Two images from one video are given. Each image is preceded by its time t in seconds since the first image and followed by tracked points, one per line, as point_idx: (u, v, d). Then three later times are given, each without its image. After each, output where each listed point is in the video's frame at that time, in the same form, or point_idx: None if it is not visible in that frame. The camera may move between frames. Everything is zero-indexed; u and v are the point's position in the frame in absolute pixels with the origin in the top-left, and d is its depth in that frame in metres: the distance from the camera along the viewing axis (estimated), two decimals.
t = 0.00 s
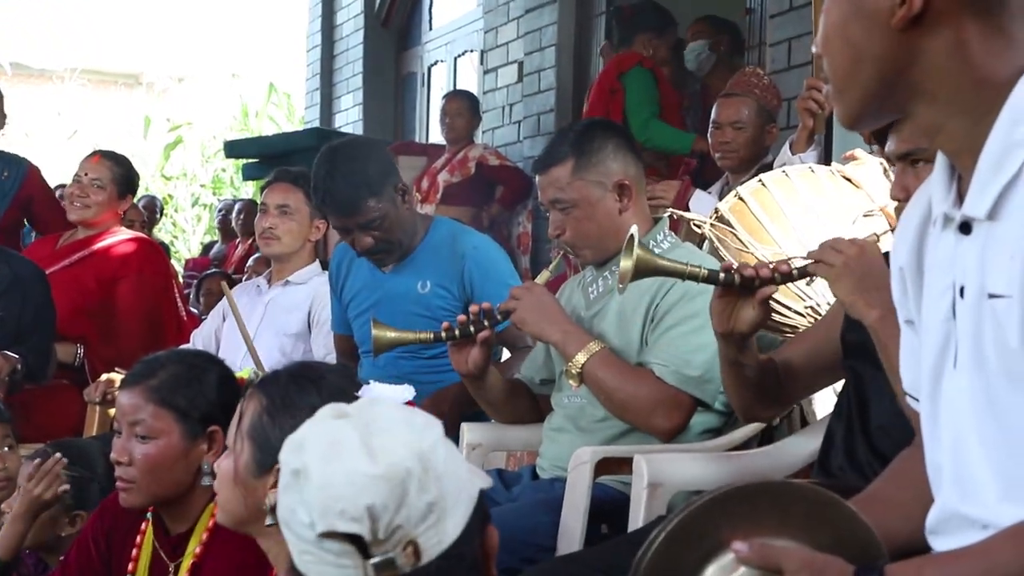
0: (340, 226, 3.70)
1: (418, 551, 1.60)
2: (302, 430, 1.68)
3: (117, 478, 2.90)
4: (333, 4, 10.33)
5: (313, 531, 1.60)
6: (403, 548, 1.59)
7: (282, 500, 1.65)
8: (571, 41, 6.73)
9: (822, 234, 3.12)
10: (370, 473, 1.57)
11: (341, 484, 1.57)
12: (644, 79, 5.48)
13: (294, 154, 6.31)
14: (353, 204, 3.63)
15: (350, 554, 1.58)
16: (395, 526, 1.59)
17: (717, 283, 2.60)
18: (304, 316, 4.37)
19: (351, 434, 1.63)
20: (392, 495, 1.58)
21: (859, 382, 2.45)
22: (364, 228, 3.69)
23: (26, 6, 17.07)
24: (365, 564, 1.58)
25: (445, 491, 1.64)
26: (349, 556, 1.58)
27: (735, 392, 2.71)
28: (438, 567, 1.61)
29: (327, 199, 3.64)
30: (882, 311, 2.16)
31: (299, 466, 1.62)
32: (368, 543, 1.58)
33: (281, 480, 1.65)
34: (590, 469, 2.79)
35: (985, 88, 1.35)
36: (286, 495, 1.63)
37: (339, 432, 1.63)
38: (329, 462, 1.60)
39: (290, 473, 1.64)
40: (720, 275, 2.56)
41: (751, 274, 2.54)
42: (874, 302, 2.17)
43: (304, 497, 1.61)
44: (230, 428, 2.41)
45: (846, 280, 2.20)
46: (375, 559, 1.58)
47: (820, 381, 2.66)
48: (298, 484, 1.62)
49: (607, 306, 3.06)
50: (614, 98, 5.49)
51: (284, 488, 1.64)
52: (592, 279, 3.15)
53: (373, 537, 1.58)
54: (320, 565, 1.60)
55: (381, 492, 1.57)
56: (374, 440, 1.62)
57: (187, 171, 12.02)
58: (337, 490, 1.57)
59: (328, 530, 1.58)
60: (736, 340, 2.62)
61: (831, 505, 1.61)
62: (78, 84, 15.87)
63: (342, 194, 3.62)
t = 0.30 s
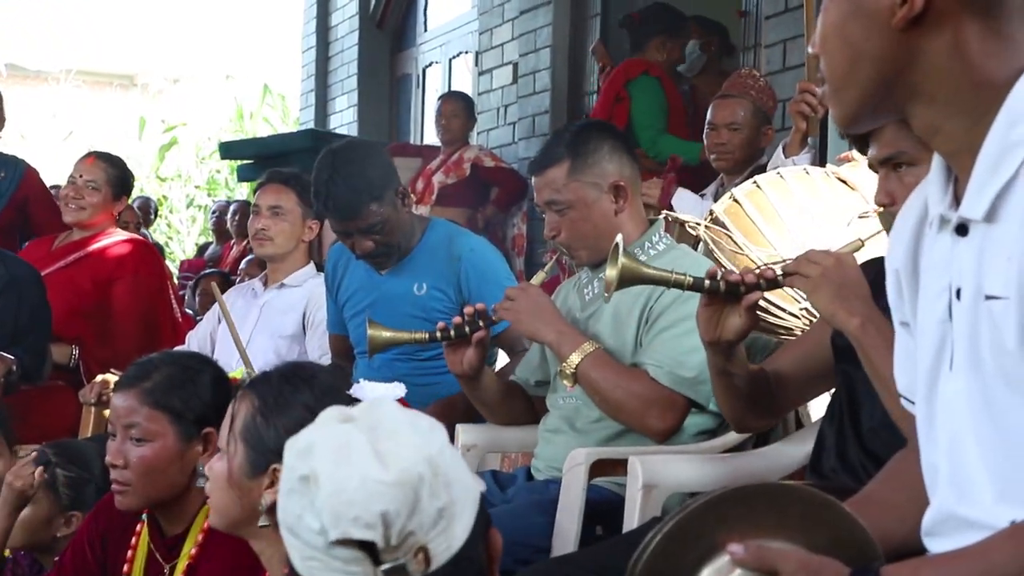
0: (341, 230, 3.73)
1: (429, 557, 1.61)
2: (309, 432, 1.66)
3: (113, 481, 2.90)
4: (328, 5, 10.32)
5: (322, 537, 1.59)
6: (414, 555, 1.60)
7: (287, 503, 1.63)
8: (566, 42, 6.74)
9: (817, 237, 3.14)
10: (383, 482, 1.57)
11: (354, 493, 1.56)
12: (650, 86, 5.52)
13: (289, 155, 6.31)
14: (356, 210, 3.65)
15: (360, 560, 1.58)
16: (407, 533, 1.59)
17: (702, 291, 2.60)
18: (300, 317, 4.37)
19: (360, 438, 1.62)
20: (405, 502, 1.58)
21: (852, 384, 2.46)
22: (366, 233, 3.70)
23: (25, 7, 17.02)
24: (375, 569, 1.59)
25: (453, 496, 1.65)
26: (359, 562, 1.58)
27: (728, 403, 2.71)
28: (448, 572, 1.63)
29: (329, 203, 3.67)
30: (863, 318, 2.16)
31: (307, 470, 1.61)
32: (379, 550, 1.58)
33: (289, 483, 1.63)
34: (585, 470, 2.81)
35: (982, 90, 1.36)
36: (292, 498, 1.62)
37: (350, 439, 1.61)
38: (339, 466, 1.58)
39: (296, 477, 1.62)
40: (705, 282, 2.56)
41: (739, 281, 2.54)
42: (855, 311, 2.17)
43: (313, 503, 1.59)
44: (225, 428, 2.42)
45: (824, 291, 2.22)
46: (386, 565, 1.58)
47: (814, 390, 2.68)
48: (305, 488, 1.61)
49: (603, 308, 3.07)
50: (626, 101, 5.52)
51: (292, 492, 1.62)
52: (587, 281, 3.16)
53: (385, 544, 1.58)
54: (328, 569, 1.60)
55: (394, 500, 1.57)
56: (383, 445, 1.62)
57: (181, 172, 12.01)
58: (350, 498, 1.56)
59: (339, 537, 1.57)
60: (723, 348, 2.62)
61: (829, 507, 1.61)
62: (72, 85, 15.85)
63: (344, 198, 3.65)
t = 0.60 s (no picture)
0: (348, 225, 3.73)
1: (462, 529, 1.71)
2: (329, 421, 1.69)
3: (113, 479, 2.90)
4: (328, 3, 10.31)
5: (376, 512, 1.60)
6: (454, 527, 1.69)
7: (326, 488, 1.62)
8: (566, 40, 6.74)
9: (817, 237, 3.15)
10: (435, 452, 1.68)
11: (421, 458, 1.65)
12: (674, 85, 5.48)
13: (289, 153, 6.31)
14: (368, 204, 3.66)
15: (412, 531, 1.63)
16: (450, 504, 1.69)
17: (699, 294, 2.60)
18: (300, 315, 4.37)
19: (394, 422, 1.70)
20: (450, 472, 1.70)
21: (851, 383, 2.46)
22: (374, 228, 3.70)
23: (25, 7, 17.02)
24: (424, 543, 1.64)
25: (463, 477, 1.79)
26: (412, 536, 1.63)
27: (727, 404, 2.71)
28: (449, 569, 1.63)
29: (340, 196, 3.67)
30: (861, 318, 2.16)
31: (357, 448, 1.63)
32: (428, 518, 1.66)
33: (330, 463, 1.62)
34: (586, 468, 2.81)
35: (996, 89, 1.35)
36: (340, 479, 1.62)
37: (385, 423, 1.70)
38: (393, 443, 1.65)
39: (341, 459, 1.62)
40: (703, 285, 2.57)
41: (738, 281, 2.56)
42: (853, 310, 2.17)
43: (370, 477, 1.62)
44: (226, 427, 2.42)
45: (823, 291, 2.21)
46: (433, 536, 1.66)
47: (814, 390, 2.68)
48: (356, 467, 1.62)
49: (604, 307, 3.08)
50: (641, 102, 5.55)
51: (330, 473, 1.62)
52: (588, 279, 3.17)
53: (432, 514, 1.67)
54: (376, 548, 1.60)
55: (446, 466, 1.69)
56: (414, 427, 1.71)
57: (181, 170, 12.01)
58: (417, 462, 1.64)
59: (400, 506, 1.62)
60: (721, 349, 2.62)
61: (829, 503, 1.61)
62: (73, 83, 15.85)
63: (356, 193, 3.66)
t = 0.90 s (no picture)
0: (347, 193, 3.71)
1: (461, 518, 1.69)
2: (321, 416, 1.69)
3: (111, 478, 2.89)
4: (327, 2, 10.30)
5: (370, 495, 1.59)
6: (450, 514, 1.67)
7: (319, 476, 1.61)
8: (565, 39, 6.74)
9: (816, 237, 3.14)
10: (432, 437, 1.67)
11: (417, 441, 1.64)
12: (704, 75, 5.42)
13: (287, 152, 6.31)
14: (370, 176, 3.66)
15: (408, 516, 1.61)
16: (447, 491, 1.67)
17: (696, 300, 2.62)
18: (299, 313, 4.36)
19: (388, 413, 1.70)
20: (446, 459, 1.68)
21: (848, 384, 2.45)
22: (371, 206, 3.69)
23: (26, 6, 17.02)
24: (419, 529, 1.62)
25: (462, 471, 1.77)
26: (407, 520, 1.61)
27: (726, 409, 2.69)
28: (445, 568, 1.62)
29: (346, 157, 3.67)
30: (856, 319, 2.14)
31: (351, 433, 1.63)
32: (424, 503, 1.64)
33: (326, 452, 1.62)
34: (585, 466, 2.80)
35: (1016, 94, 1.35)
36: (334, 467, 1.61)
37: (378, 412, 1.69)
38: (387, 427, 1.64)
39: (338, 443, 1.62)
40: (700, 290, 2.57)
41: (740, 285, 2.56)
42: (848, 311, 2.16)
43: (363, 461, 1.61)
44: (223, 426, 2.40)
45: (819, 292, 2.21)
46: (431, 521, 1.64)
47: (815, 394, 2.68)
48: (351, 453, 1.61)
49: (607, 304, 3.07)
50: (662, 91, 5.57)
51: (326, 460, 1.62)
52: (591, 278, 3.17)
53: (430, 498, 1.65)
54: (371, 533, 1.59)
55: (442, 450, 1.68)
56: (409, 417, 1.71)
57: (180, 168, 12.01)
58: (413, 444, 1.63)
59: (394, 489, 1.60)
60: (720, 355, 2.62)
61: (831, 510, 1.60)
62: (73, 81, 15.84)
63: (361, 158, 3.67)
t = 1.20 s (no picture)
0: (355, 165, 3.82)
1: (448, 522, 1.65)
2: (311, 423, 1.67)
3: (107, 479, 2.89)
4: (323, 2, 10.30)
5: (351, 502, 1.58)
6: (438, 518, 1.64)
7: (304, 483, 1.61)
8: (562, 40, 6.74)
9: (813, 238, 3.15)
10: (416, 440, 1.64)
11: (396, 446, 1.60)
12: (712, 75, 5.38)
13: (284, 153, 6.30)
14: (382, 149, 3.80)
15: (391, 522, 1.59)
16: (433, 495, 1.63)
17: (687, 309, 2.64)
18: (295, 314, 4.36)
19: (374, 417, 1.67)
20: (432, 463, 1.64)
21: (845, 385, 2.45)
22: (380, 178, 3.80)
23: (25, 7, 17.02)
24: (403, 534, 1.60)
25: (456, 472, 1.73)
26: (390, 527, 1.59)
27: (722, 419, 2.72)
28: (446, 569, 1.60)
29: (362, 128, 3.82)
30: (847, 323, 2.19)
31: (332, 441, 1.61)
32: (409, 509, 1.61)
33: (309, 460, 1.61)
34: (581, 467, 2.80)
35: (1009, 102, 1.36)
36: (317, 475, 1.60)
37: (365, 417, 1.67)
38: (368, 434, 1.62)
39: (320, 451, 1.61)
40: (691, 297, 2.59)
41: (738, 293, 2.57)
42: (840, 315, 2.20)
43: (344, 468, 1.59)
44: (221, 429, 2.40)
45: (809, 297, 2.24)
46: (415, 527, 1.61)
47: (808, 400, 2.73)
48: (332, 461, 1.60)
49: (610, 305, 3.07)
50: (674, 89, 5.70)
51: (310, 469, 1.61)
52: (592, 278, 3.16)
53: (414, 504, 1.61)
54: (354, 540, 1.57)
55: (426, 454, 1.63)
56: (397, 420, 1.68)
57: (177, 168, 12.01)
58: (391, 448, 1.60)
59: (374, 495, 1.58)
60: (714, 366, 2.63)
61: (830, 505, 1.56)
62: (68, 81, 15.83)
63: (376, 131, 3.81)
